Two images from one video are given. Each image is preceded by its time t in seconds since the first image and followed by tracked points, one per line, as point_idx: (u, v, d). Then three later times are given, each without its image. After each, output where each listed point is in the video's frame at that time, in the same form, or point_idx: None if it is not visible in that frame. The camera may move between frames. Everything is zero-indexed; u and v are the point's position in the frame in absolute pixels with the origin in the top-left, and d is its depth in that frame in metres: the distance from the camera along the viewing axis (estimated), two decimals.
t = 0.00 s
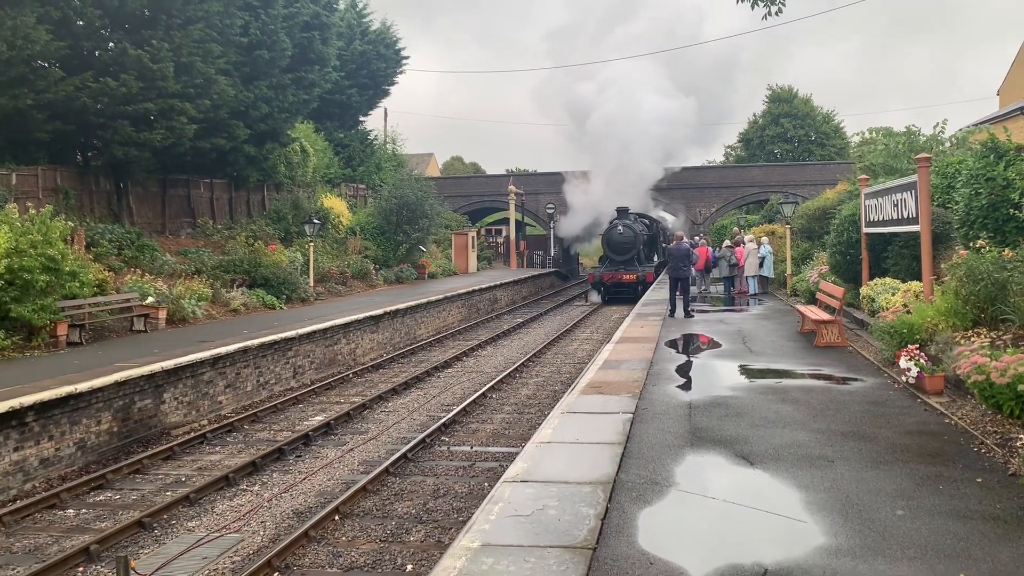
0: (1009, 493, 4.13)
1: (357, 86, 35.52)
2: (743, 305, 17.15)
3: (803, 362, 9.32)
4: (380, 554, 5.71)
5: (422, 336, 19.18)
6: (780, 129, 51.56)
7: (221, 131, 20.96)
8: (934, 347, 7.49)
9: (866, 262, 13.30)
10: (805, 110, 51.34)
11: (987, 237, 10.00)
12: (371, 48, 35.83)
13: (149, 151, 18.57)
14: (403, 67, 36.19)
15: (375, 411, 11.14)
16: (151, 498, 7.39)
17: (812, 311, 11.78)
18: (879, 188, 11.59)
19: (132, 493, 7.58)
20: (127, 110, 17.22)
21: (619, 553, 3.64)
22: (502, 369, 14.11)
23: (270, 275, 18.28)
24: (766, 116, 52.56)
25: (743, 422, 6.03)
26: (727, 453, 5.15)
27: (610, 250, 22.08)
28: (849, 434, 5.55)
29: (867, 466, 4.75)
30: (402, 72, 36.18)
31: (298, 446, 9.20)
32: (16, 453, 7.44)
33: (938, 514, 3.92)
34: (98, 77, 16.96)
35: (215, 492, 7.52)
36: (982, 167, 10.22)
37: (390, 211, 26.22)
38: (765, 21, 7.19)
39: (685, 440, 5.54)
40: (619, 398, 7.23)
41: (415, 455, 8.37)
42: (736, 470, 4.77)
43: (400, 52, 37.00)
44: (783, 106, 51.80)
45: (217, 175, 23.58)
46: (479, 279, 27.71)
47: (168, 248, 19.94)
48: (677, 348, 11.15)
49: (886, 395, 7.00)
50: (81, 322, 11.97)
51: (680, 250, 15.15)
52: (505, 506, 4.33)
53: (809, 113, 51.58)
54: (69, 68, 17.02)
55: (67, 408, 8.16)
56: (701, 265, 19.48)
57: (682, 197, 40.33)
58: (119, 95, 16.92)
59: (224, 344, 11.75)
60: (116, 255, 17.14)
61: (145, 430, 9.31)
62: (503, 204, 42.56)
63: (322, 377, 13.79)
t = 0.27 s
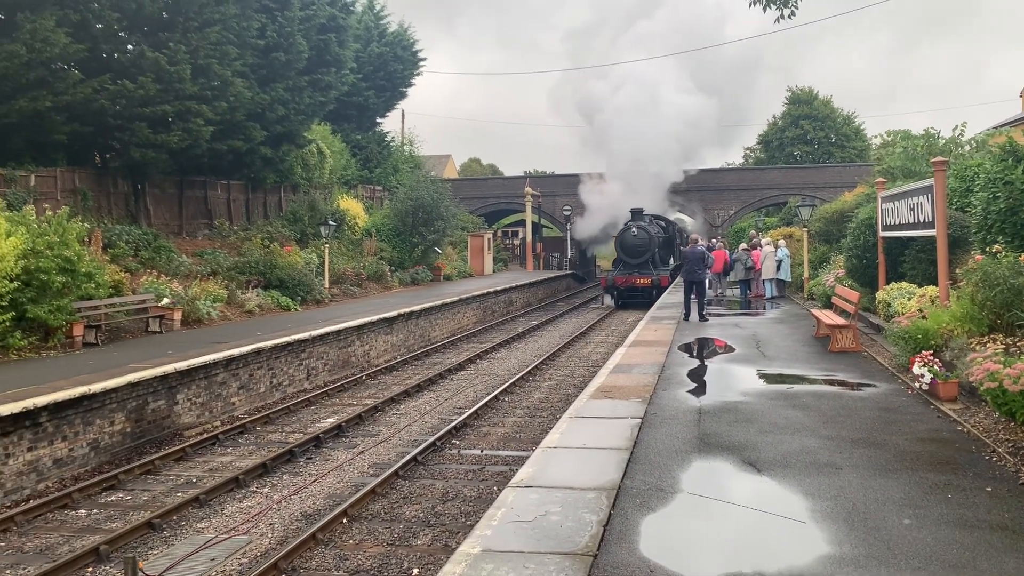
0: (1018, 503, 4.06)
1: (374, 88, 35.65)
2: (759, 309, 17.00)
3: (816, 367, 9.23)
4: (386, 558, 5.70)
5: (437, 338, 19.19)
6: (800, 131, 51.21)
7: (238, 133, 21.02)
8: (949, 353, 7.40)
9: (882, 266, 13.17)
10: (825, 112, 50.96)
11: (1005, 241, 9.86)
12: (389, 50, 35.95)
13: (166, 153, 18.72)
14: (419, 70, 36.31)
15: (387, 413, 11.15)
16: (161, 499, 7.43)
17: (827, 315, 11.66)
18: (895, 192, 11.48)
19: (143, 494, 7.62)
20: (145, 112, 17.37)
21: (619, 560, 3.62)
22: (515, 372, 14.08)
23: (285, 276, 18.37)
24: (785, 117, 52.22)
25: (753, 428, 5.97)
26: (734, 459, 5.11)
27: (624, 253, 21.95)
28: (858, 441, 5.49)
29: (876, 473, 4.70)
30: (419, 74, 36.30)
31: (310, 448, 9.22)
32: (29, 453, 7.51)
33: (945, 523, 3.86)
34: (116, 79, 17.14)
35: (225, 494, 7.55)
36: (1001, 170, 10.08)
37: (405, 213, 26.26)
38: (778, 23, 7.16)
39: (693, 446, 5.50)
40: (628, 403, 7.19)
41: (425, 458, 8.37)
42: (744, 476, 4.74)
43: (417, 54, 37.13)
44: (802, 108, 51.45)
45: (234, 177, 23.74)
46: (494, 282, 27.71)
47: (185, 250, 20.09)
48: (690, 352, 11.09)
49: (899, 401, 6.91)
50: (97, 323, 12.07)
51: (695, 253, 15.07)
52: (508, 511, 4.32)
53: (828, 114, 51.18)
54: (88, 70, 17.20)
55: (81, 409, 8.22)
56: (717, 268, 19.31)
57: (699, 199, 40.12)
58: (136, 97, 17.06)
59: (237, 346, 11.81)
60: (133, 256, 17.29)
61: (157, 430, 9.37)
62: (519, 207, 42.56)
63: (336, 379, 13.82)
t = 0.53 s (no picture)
0: (1020, 510, 4.04)
1: (384, 91, 35.77)
2: (767, 313, 16.93)
3: (821, 372, 9.19)
4: (389, 560, 5.72)
5: (444, 340, 19.21)
6: (810, 135, 51.04)
7: (248, 136, 20.97)
8: (955, 358, 7.36)
9: (890, 271, 13.10)
10: (836, 115, 50.77)
11: (1013, 247, 9.79)
12: (399, 53, 36.03)
13: (176, 155, 18.84)
14: (429, 73, 36.41)
15: (393, 415, 11.17)
16: (167, 500, 7.47)
17: (833, 320, 11.61)
18: (903, 196, 11.43)
19: (149, 494, 7.66)
20: (155, 115, 17.50)
21: (617, 564, 3.63)
22: (522, 375, 14.08)
23: (294, 278, 18.43)
24: (796, 121, 52.08)
25: (756, 433, 5.96)
26: (736, 464, 5.10)
27: (630, 257, 21.77)
28: (862, 446, 5.46)
29: (877, 479, 4.68)
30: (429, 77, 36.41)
31: (315, 450, 9.25)
32: (37, 453, 7.56)
33: (945, 530, 3.84)
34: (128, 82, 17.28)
35: (230, 495, 7.58)
36: (1010, 175, 10.01)
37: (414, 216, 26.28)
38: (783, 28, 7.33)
39: (695, 451, 5.49)
40: (632, 406, 7.18)
41: (430, 460, 8.37)
42: (746, 481, 4.73)
43: (427, 57, 37.22)
44: (813, 112, 51.28)
45: (244, 179, 23.85)
46: (502, 284, 27.72)
47: (195, 251, 20.19)
48: (696, 356, 11.06)
49: (904, 406, 6.88)
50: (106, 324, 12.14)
51: (702, 256, 15.03)
52: (508, 515, 4.33)
53: (840, 118, 51.01)
54: (100, 73, 17.34)
55: (89, 409, 8.28)
56: (726, 272, 19.17)
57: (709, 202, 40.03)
58: (147, 100, 17.19)
59: (245, 347, 11.86)
60: (142, 257, 17.39)
61: (165, 431, 9.42)
62: (528, 209, 42.60)
63: (343, 381, 13.86)
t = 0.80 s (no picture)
0: (1015, 509, 4.06)
1: (384, 93, 35.80)
2: (765, 314, 16.94)
3: (818, 373, 9.20)
4: (388, 561, 5.74)
5: (444, 342, 19.23)
6: (809, 135, 51.12)
7: (247, 138, 21.02)
8: (952, 358, 7.39)
9: (888, 271, 13.13)
10: (834, 116, 50.84)
11: (1009, 247, 9.83)
12: (398, 55, 36.03)
13: (176, 158, 18.85)
14: (428, 74, 36.45)
15: (393, 417, 11.19)
16: (167, 502, 7.49)
17: (831, 320, 11.63)
18: (900, 197, 11.46)
19: (148, 496, 7.68)
20: (155, 117, 17.52)
21: (614, 564, 3.65)
22: (521, 376, 14.10)
23: (293, 280, 18.45)
24: (794, 122, 52.18)
25: (754, 433, 5.98)
26: (733, 464, 5.12)
27: (627, 259, 21.63)
28: (859, 446, 5.48)
29: (874, 479, 4.70)
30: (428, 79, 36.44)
31: (315, 451, 9.27)
32: (37, 456, 7.57)
33: (941, 529, 3.87)
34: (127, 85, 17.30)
35: (229, 497, 7.60)
36: (1006, 176, 10.04)
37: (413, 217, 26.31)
38: (781, 30, 7.34)
39: (693, 451, 5.51)
40: (630, 407, 7.21)
41: (429, 461, 8.39)
42: (744, 481, 4.75)
43: (426, 59, 37.26)
44: (811, 112, 51.36)
45: (243, 181, 23.86)
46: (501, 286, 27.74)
47: (194, 254, 20.21)
48: (694, 357, 11.08)
49: (901, 406, 6.91)
50: (106, 327, 12.15)
51: (700, 257, 15.03)
52: (505, 515, 4.35)
53: (838, 119, 51.10)
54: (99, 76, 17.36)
55: (88, 412, 8.29)
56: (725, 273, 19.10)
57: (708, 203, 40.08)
58: (146, 102, 17.21)
59: (245, 349, 11.87)
60: (142, 260, 17.40)
61: (164, 433, 9.43)
62: (527, 211, 42.65)
63: (342, 383, 13.87)
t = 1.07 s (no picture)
0: (1007, 506, 4.09)
1: (378, 94, 35.78)
2: (760, 313, 16.97)
3: (812, 372, 9.22)
4: (384, 562, 5.74)
5: (439, 343, 19.22)
6: (803, 135, 51.27)
7: (241, 140, 21.01)
8: (944, 356, 7.43)
9: (881, 270, 13.17)
10: (828, 116, 51.00)
11: (1001, 245, 9.88)
12: (392, 56, 36.02)
13: (170, 160, 18.81)
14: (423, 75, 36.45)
15: (388, 418, 11.18)
16: (162, 504, 7.48)
17: (825, 319, 11.67)
18: (893, 196, 11.51)
19: (143, 499, 7.66)
20: (148, 120, 17.48)
21: (608, 563, 3.66)
22: (517, 377, 14.10)
23: (288, 281, 18.42)
24: (788, 122, 52.34)
25: (747, 432, 5.99)
26: (726, 463, 5.14)
27: (618, 259, 20.88)
28: (853, 445, 5.50)
29: (867, 477, 4.72)
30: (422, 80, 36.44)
31: (310, 453, 9.26)
32: (31, 459, 7.55)
33: (933, 526, 3.89)
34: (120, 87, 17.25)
35: (224, 499, 7.58)
36: (997, 175, 10.10)
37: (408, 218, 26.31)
38: (771, 31, 7.38)
39: (687, 451, 5.52)
40: (624, 407, 7.21)
41: (424, 463, 8.39)
42: (737, 480, 4.77)
43: (420, 60, 37.25)
44: (805, 112, 51.52)
45: (237, 183, 23.81)
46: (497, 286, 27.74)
47: (189, 256, 20.16)
48: (689, 357, 11.10)
49: (894, 405, 6.94)
50: (100, 330, 12.11)
51: (694, 257, 15.07)
52: (500, 515, 4.36)
53: (831, 118, 51.26)
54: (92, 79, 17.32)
55: (83, 415, 8.27)
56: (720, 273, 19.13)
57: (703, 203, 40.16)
58: (140, 105, 17.18)
59: (239, 352, 11.85)
60: (136, 262, 17.36)
61: (159, 436, 9.41)
62: (522, 211, 42.67)
63: (337, 384, 13.86)
